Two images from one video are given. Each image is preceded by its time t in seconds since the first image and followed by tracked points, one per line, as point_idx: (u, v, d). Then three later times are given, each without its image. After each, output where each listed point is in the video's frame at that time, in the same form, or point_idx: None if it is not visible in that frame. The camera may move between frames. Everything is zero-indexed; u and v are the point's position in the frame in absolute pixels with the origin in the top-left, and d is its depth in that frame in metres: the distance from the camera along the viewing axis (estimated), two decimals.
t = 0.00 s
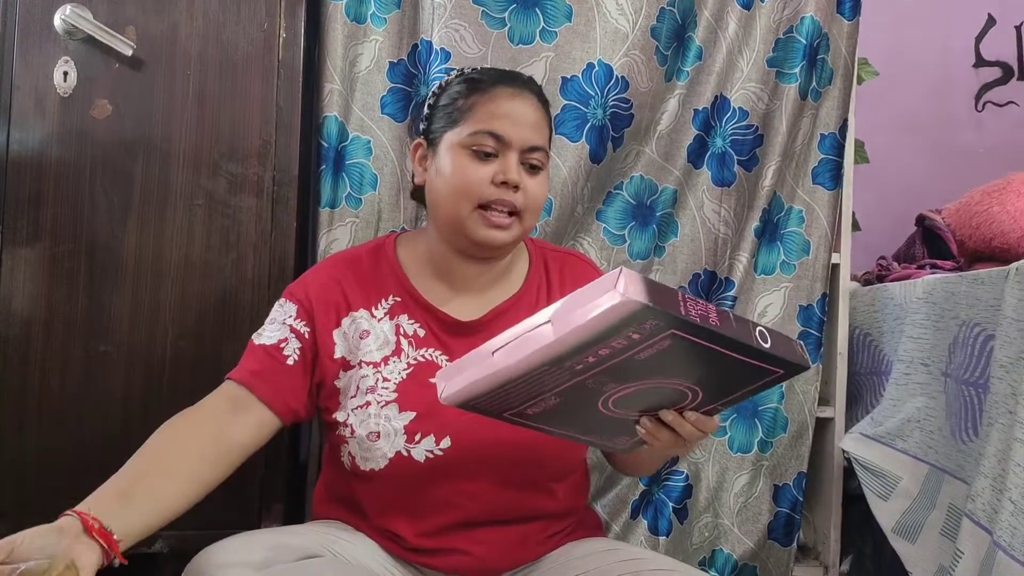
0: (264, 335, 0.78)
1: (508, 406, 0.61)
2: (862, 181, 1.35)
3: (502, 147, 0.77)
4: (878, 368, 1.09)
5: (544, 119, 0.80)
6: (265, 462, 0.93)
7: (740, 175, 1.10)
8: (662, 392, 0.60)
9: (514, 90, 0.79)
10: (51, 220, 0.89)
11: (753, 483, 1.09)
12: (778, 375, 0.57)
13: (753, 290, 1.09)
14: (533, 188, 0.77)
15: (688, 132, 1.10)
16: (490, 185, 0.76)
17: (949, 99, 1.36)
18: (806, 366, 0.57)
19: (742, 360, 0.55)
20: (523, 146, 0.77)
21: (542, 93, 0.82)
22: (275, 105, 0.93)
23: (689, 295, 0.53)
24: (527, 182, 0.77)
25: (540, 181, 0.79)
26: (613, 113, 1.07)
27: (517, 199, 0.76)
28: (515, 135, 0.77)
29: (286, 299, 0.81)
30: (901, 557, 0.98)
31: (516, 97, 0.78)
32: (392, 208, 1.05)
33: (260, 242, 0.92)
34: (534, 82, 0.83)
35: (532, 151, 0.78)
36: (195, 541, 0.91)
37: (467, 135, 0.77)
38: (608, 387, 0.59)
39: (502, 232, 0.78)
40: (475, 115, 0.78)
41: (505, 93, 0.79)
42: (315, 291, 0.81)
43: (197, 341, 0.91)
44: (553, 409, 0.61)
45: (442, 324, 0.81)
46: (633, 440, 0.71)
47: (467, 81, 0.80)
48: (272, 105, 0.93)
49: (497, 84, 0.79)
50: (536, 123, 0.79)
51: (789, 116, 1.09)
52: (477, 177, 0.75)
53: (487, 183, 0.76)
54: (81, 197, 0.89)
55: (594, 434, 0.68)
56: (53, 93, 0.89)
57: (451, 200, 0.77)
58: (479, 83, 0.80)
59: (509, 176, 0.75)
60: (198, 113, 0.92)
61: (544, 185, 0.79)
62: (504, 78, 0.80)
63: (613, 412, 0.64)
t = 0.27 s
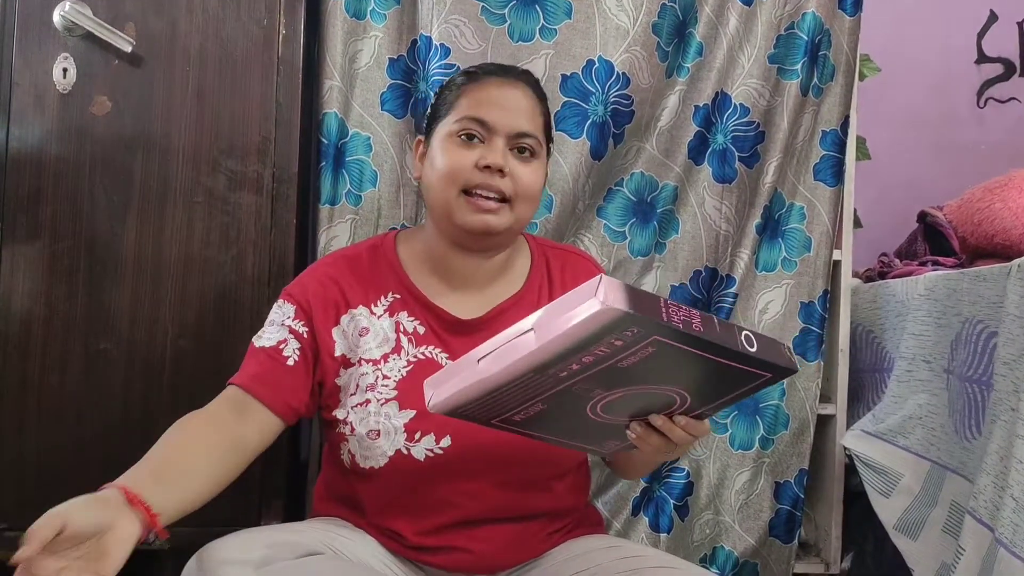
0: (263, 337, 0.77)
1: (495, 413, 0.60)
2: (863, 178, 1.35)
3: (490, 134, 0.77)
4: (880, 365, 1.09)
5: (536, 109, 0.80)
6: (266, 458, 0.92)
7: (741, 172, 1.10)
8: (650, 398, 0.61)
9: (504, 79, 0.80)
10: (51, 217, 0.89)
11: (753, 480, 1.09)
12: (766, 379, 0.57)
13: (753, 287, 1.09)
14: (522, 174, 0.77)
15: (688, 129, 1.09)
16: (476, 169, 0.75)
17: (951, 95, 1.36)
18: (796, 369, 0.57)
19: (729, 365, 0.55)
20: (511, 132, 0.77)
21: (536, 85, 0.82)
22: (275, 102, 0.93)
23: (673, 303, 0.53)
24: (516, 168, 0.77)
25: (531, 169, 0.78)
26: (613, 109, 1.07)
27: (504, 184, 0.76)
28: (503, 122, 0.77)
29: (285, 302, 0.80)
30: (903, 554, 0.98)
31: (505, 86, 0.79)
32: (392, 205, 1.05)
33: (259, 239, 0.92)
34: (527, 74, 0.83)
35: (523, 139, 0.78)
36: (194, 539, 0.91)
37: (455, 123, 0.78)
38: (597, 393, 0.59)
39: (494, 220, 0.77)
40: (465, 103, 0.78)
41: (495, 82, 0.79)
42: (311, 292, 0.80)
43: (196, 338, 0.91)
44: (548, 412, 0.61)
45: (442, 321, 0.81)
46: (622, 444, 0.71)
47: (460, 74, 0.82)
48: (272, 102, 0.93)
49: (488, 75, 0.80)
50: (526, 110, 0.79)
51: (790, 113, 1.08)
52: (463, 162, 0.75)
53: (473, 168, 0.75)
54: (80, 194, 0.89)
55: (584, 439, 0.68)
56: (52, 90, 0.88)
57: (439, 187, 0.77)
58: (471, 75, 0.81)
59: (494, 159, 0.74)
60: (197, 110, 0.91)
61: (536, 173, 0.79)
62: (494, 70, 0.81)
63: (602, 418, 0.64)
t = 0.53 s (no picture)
0: (283, 338, 0.76)
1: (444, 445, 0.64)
2: (863, 176, 1.35)
3: (487, 135, 0.77)
4: (879, 364, 1.09)
5: (534, 105, 0.80)
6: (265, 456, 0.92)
7: (740, 170, 1.10)
8: (591, 399, 0.62)
9: (499, 78, 0.80)
10: (50, 215, 0.88)
11: (753, 479, 1.09)
12: (692, 353, 0.59)
13: (752, 285, 1.09)
14: (523, 171, 0.77)
15: (688, 127, 1.09)
16: (475, 171, 0.75)
17: (950, 94, 1.36)
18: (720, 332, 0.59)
19: (643, 344, 0.57)
20: (508, 131, 0.77)
21: (533, 81, 0.82)
22: (273, 100, 0.93)
23: (568, 299, 0.55)
24: (516, 166, 0.76)
25: (532, 165, 0.78)
26: (612, 107, 1.07)
27: (505, 183, 0.76)
28: (499, 122, 0.77)
29: (301, 300, 0.79)
30: (901, 553, 0.98)
31: (500, 85, 0.79)
32: (391, 203, 1.05)
33: (259, 237, 0.92)
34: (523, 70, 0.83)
35: (522, 137, 0.78)
36: (193, 537, 0.91)
37: (453, 125, 0.78)
38: (527, 403, 0.61)
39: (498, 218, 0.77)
40: (462, 104, 0.78)
41: (491, 81, 0.79)
42: (326, 291, 0.80)
43: (195, 336, 0.91)
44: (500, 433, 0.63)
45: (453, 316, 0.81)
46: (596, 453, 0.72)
47: (457, 76, 0.82)
48: (271, 99, 0.93)
49: (482, 75, 0.80)
50: (523, 107, 0.78)
51: (789, 111, 1.08)
52: (462, 164, 0.76)
53: (472, 170, 0.75)
54: (79, 192, 0.89)
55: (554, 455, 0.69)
56: (51, 88, 0.88)
57: (440, 190, 0.77)
58: (467, 76, 0.81)
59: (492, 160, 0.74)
60: (196, 107, 0.91)
61: (538, 169, 0.79)
62: (490, 69, 0.81)
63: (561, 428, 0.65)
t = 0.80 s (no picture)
0: (300, 347, 0.78)
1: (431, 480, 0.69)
2: (863, 177, 1.35)
3: (496, 137, 0.77)
4: (880, 365, 1.09)
5: (543, 106, 0.80)
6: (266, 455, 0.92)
7: (740, 171, 1.10)
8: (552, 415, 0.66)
9: (508, 81, 0.80)
10: (50, 215, 0.88)
11: (753, 479, 1.09)
12: (631, 351, 0.64)
13: (752, 286, 1.09)
14: (532, 174, 0.77)
15: (688, 127, 1.09)
16: (484, 173, 0.76)
17: (950, 94, 1.36)
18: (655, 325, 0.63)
19: (575, 352, 0.62)
20: (517, 133, 0.77)
21: (541, 81, 0.83)
22: (274, 100, 0.93)
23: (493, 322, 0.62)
24: (524, 167, 0.77)
25: (540, 167, 0.78)
26: (601, 105, 1.09)
27: (513, 185, 0.76)
28: (508, 124, 0.77)
29: (314, 307, 0.81)
30: (901, 553, 0.98)
31: (509, 87, 0.79)
32: (391, 203, 1.05)
33: (259, 237, 0.92)
34: (533, 73, 0.83)
35: (531, 138, 0.78)
36: (194, 537, 0.91)
37: (463, 126, 0.78)
38: (488, 428, 0.65)
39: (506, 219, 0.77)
40: (471, 106, 0.79)
41: (499, 83, 0.80)
42: (337, 295, 0.82)
43: (195, 337, 0.91)
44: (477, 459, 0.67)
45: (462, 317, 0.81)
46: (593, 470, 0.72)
47: (468, 79, 0.82)
48: (271, 99, 0.93)
49: (492, 78, 0.81)
50: (532, 109, 0.79)
51: (789, 111, 1.08)
52: (471, 165, 0.76)
53: (481, 171, 0.76)
54: (79, 193, 0.89)
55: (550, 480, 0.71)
56: (52, 88, 0.88)
57: (451, 193, 0.77)
58: (477, 79, 0.82)
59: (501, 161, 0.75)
60: (196, 107, 0.91)
61: (547, 171, 0.78)
62: (499, 72, 0.81)
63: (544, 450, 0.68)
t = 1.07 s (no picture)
0: (296, 341, 0.79)
1: (393, 494, 0.67)
2: (863, 174, 1.35)
3: (495, 142, 0.77)
4: (880, 362, 1.09)
5: (543, 111, 0.80)
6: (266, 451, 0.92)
7: (740, 167, 1.10)
8: (503, 424, 0.63)
9: (509, 84, 0.79)
10: (50, 212, 0.88)
11: (753, 476, 1.09)
12: (569, 345, 0.59)
13: (752, 283, 1.09)
14: (530, 181, 0.77)
15: (687, 124, 1.09)
16: (482, 180, 0.75)
17: (951, 91, 1.36)
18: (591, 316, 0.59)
19: (513, 340, 0.59)
20: (516, 139, 0.76)
21: (542, 83, 0.82)
22: (274, 96, 0.93)
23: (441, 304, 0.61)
24: (522, 174, 0.76)
25: (539, 173, 0.78)
26: (595, 102, 1.09)
27: (511, 192, 0.76)
28: (507, 129, 0.76)
29: (311, 303, 0.81)
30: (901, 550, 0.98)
31: (510, 90, 0.78)
32: (391, 199, 1.05)
33: (259, 234, 0.92)
34: (533, 75, 0.82)
35: (530, 144, 0.77)
36: (194, 534, 0.91)
37: (462, 130, 0.78)
38: (438, 431, 0.63)
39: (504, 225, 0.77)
40: (471, 110, 0.78)
41: (500, 87, 0.79)
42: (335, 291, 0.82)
43: (195, 333, 0.91)
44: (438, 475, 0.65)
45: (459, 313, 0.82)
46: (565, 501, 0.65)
47: (469, 81, 0.82)
48: (271, 95, 0.93)
49: (493, 81, 0.80)
50: (532, 114, 0.78)
51: (789, 108, 1.08)
52: (469, 172, 0.76)
53: (479, 178, 0.75)
54: (79, 190, 0.89)
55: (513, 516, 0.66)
56: (51, 84, 0.88)
57: (450, 197, 0.78)
58: (477, 80, 0.81)
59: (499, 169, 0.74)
60: (196, 104, 0.91)
61: (545, 177, 0.78)
62: (500, 74, 0.81)
63: (501, 472, 0.64)
